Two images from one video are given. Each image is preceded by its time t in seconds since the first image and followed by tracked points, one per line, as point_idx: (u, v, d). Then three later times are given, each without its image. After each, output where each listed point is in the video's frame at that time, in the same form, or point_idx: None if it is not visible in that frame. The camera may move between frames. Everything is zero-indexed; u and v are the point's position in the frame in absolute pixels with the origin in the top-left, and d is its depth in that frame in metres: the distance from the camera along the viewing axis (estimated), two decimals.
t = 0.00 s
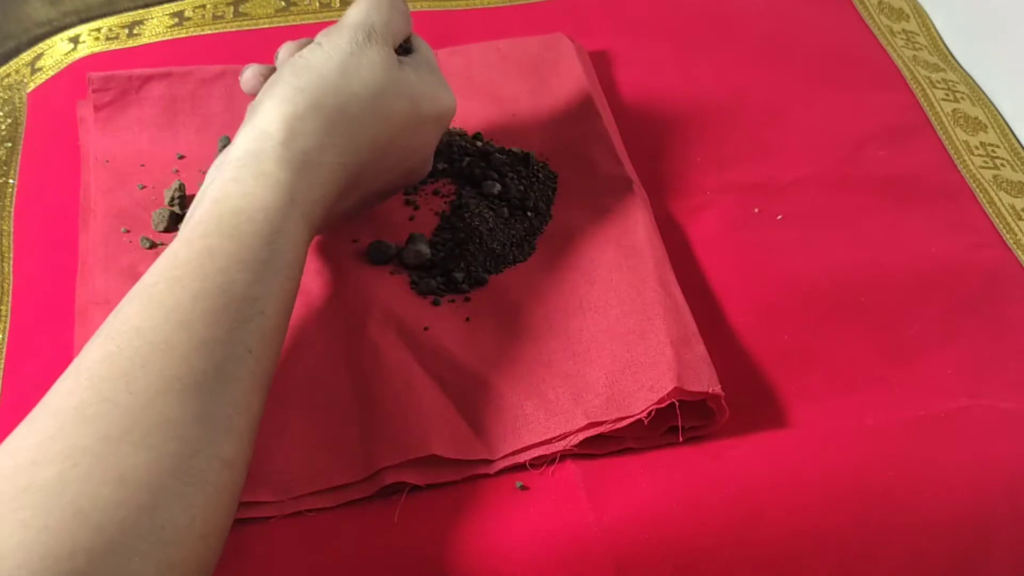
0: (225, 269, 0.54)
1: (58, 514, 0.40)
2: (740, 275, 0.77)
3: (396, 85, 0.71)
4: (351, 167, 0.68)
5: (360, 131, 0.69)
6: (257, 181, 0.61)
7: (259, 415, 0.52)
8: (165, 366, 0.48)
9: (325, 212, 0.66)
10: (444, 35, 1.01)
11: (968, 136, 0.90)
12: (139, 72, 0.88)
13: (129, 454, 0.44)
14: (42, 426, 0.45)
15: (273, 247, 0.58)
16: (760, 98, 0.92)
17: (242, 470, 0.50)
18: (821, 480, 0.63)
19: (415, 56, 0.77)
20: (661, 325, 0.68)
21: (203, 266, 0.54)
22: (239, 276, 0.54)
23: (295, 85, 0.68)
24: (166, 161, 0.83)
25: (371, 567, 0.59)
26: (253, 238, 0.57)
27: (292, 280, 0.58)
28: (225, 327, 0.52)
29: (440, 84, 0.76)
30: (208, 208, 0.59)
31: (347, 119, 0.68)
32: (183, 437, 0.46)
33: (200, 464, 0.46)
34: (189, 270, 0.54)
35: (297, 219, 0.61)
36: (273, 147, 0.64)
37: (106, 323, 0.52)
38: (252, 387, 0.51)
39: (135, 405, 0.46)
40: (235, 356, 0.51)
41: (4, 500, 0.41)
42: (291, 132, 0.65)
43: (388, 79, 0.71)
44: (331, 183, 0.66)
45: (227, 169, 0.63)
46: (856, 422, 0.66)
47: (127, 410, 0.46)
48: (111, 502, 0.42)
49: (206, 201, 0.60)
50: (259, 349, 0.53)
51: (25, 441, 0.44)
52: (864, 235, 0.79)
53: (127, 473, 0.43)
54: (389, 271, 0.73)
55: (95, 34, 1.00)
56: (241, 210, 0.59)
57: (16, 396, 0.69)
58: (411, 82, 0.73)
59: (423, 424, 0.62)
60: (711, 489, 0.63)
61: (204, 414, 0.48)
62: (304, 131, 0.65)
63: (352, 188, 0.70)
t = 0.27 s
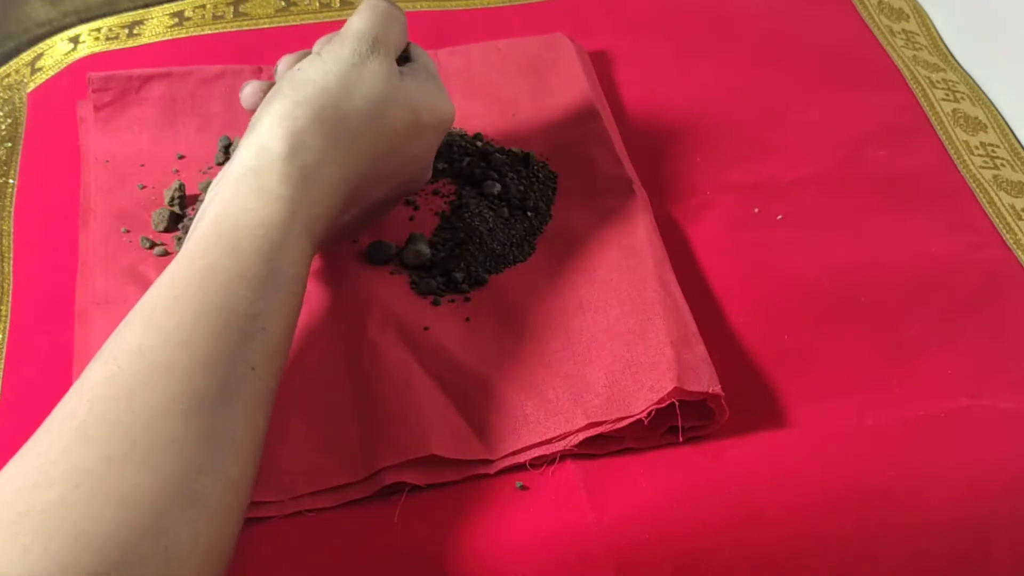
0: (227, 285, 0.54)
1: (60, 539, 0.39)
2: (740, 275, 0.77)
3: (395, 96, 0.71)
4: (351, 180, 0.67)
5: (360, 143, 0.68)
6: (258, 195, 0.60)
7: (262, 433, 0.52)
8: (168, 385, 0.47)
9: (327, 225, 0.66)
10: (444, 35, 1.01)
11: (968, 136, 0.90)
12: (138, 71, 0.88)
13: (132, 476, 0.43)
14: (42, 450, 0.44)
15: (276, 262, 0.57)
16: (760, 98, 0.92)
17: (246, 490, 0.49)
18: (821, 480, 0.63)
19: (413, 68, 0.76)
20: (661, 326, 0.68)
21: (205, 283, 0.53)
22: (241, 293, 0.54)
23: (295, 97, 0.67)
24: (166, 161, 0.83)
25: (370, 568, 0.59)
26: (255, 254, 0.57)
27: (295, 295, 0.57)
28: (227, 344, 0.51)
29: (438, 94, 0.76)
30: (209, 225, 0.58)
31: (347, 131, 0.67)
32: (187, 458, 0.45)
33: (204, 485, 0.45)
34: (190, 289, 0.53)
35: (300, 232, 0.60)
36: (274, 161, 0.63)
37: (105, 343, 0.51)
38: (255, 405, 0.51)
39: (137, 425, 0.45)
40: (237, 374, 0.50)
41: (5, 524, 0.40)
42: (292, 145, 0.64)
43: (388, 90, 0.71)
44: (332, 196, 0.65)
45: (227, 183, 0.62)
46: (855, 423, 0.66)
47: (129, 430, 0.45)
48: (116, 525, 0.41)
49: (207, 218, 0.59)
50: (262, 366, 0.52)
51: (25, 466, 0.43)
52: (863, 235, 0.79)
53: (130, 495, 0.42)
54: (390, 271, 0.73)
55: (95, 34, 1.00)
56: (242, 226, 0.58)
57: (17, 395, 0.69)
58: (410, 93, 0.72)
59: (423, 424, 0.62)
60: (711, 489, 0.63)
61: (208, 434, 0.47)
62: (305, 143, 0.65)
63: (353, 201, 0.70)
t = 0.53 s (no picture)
0: (225, 298, 0.53)
1: (58, 554, 0.39)
2: (740, 275, 0.77)
3: (393, 102, 0.70)
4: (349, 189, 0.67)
5: (358, 152, 0.67)
6: (256, 209, 0.60)
7: (263, 446, 0.51)
8: (167, 400, 0.47)
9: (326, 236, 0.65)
10: (444, 35, 1.01)
11: (968, 136, 0.90)
12: (138, 71, 0.88)
13: (131, 490, 0.43)
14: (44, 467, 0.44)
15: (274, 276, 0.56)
16: (760, 98, 0.92)
17: (246, 504, 0.49)
18: (821, 480, 0.63)
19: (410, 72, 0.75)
20: (661, 326, 0.68)
21: (203, 296, 0.53)
22: (239, 306, 0.53)
23: (291, 109, 0.67)
24: (166, 161, 0.83)
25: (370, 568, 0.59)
26: (253, 267, 0.56)
27: (294, 307, 0.57)
28: (226, 358, 0.51)
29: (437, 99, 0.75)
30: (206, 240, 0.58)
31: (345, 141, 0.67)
32: (186, 472, 0.45)
33: (204, 499, 0.45)
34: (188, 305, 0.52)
35: (298, 245, 0.60)
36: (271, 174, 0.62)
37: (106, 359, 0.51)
38: (256, 418, 0.50)
39: (136, 440, 0.45)
40: (238, 388, 0.50)
41: (4, 540, 0.40)
42: (289, 158, 0.64)
43: (385, 97, 0.69)
44: (331, 206, 0.64)
45: (225, 198, 0.62)
46: (855, 423, 0.66)
47: (128, 445, 0.45)
48: (114, 540, 0.41)
49: (205, 233, 0.59)
50: (262, 379, 0.52)
51: (27, 481, 0.43)
52: (863, 235, 0.79)
53: (129, 510, 0.42)
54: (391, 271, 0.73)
55: (95, 34, 1.00)
56: (241, 239, 0.58)
57: (17, 395, 0.69)
58: (408, 99, 0.71)
59: (424, 423, 0.62)
60: (711, 489, 0.63)
61: (207, 447, 0.47)
62: (303, 156, 0.64)
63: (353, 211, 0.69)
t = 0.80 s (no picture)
0: (236, 311, 0.51)
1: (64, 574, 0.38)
2: (741, 275, 0.77)
3: (404, 112, 0.68)
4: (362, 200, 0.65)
5: (370, 162, 0.66)
6: (269, 221, 0.58)
7: (275, 463, 0.49)
8: (176, 415, 0.45)
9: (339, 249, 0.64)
10: (444, 35, 1.01)
11: (968, 136, 0.90)
12: (139, 72, 0.88)
13: (140, 508, 0.41)
14: (51, 485, 0.42)
15: (289, 289, 0.55)
16: (760, 98, 0.92)
17: (257, 522, 0.47)
18: (820, 480, 0.63)
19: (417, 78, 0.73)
20: (661, 326, 0.68)
21: (214, 310, 0.51)
22: (251, 319, 0.52)
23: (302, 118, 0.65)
24: (166, 161, 0.83)
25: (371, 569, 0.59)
26: (266, 279, 0.54)
27: (307, 320, 0.55)
28: (238, 372, 0.49)
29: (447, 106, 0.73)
30: (219, 254, 0.56)
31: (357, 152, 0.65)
32: (197, 490, 0.43)
33: (213, 517, 0.43)
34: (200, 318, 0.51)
35: (312, 257, 0.59)
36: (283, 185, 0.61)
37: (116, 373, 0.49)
38: (268, 435, 0.48)
39: (144, 456, 0.43)
40: (250, 403, 0.48)
41: (9, 560, 0.38)
42: (302, 168, 0.62)
43: (397, 107, 0.68)
44: (344, 218, 0.63)
45: (237, 210, 0.60)
46: (855, 423, 0.66)
47: (137, 462, 0.43)
48: (120, 561, 0.39)
49: (219, 245, 0.57)
50: (274, 394, 0.50)
51: (33, 499, 0.42)
52: (863, 235, 0.79)
53: (136, 529, 0.40)
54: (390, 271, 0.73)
55: (95, 34, 1.00)
56: (253, 252, 0.56)
57: (18, 395, 0.69)
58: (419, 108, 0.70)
59: (425, 422, 0.62)
60: (711, 489, 0.63)
61: (218, 463, 0.45)
62: (316, 167, 0.63)
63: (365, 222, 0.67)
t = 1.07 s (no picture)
0: (247, 323, 0.52)
1: None
2: (741, 275, 0.77)
3: (414, 118, 0.67)
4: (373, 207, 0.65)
5: (379, 170, 0.66)
6: (280, 230, 0.59)
7: (286, 477, 0.49)
8: (188, 428, 0.45)
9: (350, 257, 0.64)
10: (444, 35, 1.01)
11: (968, 136, 0.90)
12: (139, 71, 0.88)
13: (149, 521, 0.41)
14: (59, 498, 0.42)
15: (300, 299, 0.55)
16: (760, 98, 0.92)
17: (267, 538, 0.46)
18: (820, 480, 0.63)
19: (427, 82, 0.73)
20: (661, 326, 0.68)
21: (224, 322, 0.51)
22: (262, 330, 0.52)
23: (311, 127, 0.65)
24: (166, 161, 0.83)
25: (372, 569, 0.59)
26: (277, 290, 0.55)
27: (320, 330, 0.55)
28: (250, 385, 0.49)
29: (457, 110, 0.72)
30: (231, 264, 0.57)
31: (366, 160, 0.65)
32: (206, 503, 0.43)
33: (225, 530, 0.43)
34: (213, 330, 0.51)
35: (324, 267, 0.59)
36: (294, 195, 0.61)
37: (126, 387, 0.49)
38: (279, 449, 0.48)
39: (153, 469, 0.43)
40: (262, 416, 0.48)
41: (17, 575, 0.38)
42: (313, 178, 0.62)
43: (407, 112, 0.67)
44: (355, 226, 0.63)
45: (249, 220, 0.60)
46: (855, 423, 0.66)
47: (146, 475, 0.43)
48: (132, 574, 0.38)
49: (230, 256, 0.57)
50: (286, 406, 0.50)
51: (43, 514, 0.41)
52: (863, 234, 0.79)
53: (146, 543, 0.40)
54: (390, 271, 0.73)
55: (95, 34, 1.00)
56: (265, 262, 0.56)
57: (18, 395, 0.69)
58: (429, 113, 0.69)
59: (426, 422, 0.62)
60: (711, 489, 0.63)
61: (229, 476, 0.45)
62: (327, 177, 0.63)
63: (375, 229, 0.67)
